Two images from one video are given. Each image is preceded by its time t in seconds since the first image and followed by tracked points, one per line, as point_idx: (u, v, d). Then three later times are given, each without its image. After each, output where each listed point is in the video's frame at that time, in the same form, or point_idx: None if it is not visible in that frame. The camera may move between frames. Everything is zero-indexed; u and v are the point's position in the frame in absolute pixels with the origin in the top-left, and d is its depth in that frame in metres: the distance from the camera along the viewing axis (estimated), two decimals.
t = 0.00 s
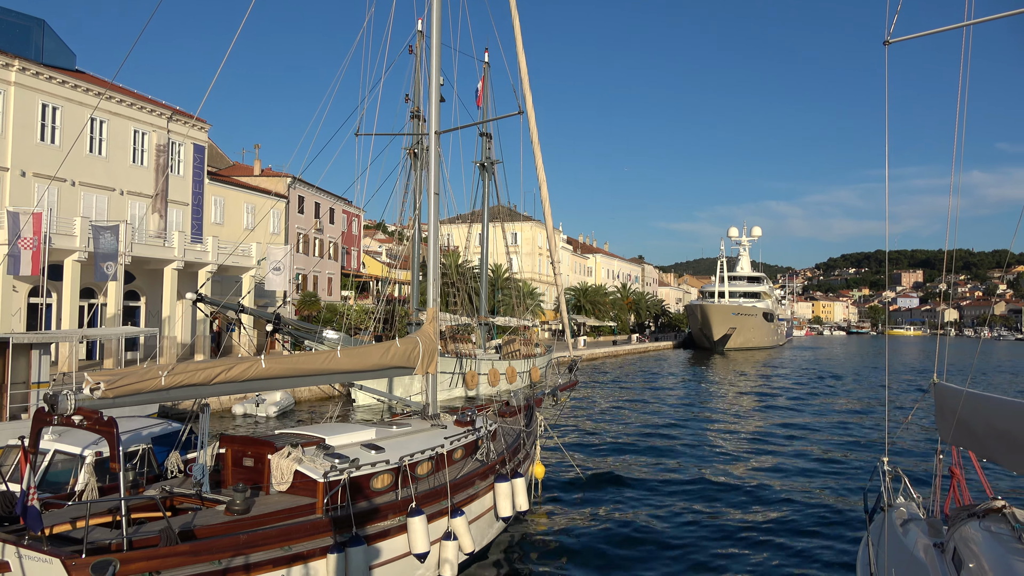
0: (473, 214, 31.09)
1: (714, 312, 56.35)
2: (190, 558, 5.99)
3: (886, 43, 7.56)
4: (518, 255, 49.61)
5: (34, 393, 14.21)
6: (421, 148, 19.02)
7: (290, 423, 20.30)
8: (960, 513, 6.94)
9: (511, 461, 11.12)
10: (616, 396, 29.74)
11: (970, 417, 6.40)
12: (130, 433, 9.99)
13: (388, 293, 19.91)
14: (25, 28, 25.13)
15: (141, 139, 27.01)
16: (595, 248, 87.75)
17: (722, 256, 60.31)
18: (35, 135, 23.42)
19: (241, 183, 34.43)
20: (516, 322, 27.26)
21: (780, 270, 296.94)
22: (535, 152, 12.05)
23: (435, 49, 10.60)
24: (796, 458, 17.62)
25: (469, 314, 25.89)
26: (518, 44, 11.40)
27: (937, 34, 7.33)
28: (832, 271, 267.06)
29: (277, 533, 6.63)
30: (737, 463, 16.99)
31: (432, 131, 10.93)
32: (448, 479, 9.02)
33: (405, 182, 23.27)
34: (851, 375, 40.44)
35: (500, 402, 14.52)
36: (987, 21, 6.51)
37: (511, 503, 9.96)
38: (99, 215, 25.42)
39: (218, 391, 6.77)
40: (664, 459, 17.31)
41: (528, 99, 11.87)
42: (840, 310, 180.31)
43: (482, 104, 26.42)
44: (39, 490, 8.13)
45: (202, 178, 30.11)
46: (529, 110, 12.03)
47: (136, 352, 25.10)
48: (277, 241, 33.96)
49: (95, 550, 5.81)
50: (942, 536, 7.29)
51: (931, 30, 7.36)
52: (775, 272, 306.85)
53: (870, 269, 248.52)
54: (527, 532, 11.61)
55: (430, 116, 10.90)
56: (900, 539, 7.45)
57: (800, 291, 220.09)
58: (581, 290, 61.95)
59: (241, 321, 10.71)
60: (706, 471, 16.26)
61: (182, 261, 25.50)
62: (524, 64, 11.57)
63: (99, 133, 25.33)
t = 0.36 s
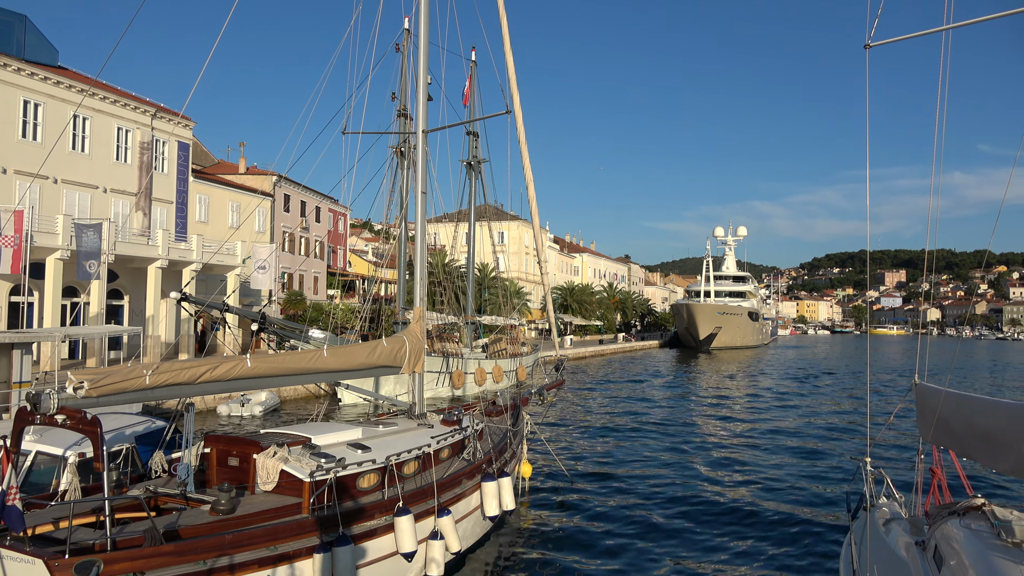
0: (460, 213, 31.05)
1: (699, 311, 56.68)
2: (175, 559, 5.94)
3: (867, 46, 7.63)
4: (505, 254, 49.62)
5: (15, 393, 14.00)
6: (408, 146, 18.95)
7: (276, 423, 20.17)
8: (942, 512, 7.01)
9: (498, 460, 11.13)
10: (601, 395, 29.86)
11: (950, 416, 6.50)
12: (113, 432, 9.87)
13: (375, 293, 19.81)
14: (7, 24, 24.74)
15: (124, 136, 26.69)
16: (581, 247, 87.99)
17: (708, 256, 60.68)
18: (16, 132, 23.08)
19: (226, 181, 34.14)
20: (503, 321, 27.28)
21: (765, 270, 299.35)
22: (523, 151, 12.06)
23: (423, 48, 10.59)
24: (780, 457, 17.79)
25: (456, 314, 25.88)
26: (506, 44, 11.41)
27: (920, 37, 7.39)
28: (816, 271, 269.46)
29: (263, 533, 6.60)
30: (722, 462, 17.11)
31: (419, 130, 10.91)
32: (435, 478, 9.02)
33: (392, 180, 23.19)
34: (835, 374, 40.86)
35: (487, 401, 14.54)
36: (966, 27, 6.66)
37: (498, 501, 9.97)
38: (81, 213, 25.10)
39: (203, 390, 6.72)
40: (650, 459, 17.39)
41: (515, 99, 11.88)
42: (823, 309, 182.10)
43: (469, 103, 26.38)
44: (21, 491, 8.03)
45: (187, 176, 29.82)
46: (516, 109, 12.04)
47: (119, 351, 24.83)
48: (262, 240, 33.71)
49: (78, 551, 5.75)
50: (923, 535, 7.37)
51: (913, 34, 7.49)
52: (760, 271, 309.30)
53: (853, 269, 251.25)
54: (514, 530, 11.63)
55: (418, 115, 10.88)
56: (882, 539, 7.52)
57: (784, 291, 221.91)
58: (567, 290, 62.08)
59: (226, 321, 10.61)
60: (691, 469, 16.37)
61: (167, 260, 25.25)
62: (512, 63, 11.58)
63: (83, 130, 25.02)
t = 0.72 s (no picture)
0: (446, 212, 30.94)
1: (684, 311, 56.95)
2: (157, 560, 5.89)
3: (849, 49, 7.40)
4: (491, 253, 49.54)
5: None
6: (395, 145, 18.88)
7: (260, 422, 20.02)
8: (922, 509, 7.12)
9: (482, 460, 11.13)
10: (587, 394, 29.94)
11: (930, 415, 6.59)
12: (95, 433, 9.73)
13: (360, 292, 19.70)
14: None
15: (107, 133, 26.30)
16: (567, 247, 88.20)
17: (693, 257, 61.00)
18: None
19: (210, 178, 33.81)
20: (488, 321, 27.27)
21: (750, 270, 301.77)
22: (508, 150, 12.05)
23: (407, 46, 10.54)
24: (763, 456, 17.93)
25: (442, 313, 25.83)
26: (491, 43, 11.39)
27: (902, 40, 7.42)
28: (800, 272, 271.97)
29: (247, 533, 6.55)
30: (706, 462, 17.23)
31: (404, 128, 10.86)
32: (420, 477, 9.00)
33: (377, 179, 23.09)
34: (818, 374, 41.21)
35: (472, 401, 14.53)
36: (948, 28, 6.52)
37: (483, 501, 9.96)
38: (63, 210, 24.76)
39: (185, 390, 6.65)
40: (634, 458, 17.47)
41: (501, 98, 11.86)
42: (806, 309, 183.90)
43: (455, 101, 26.30)
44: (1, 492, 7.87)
45: (170, 173, 29.48)
46: (502, 108, 12.04)
47: (101, 350, 24.53)
48: (247, 238, 33.44)
49: (59, 553, 5.68)
50: (904, 533, 7.48)
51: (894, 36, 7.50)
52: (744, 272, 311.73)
53: (835, 270, 253.89)
54: (499, 530, 11.64)
55: (402, 113, 10.83)
56: (864, 537, 7.63)
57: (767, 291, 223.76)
58: (553, 289, 62.15)
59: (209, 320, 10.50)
60: (675, 469, 16.46)
61: (150, 258, 24.96)
62: (498, 63, 11.57)
63: (64, 126, 24.66)
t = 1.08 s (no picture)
0: (431, 211, 30.83)
1: (669, 311, 57.22)
2: (138, 562, 5.82)
3: (833, 49, 7.61)
4: (476, 253, 49.51)
5: None
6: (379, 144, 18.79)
7: (243, 423, 19.84)
8: (904, 505, 7.22)
9: (467, 459, 11.12)
10: (572, 394, 30.00)
11: (913, 413, 6.67)
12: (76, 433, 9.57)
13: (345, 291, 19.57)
14: None
15: (88, 130, 25.92)
16: (553, 246, 88.38)
17: (678, 257, 61.32)
18: None
19: (193, 177, 33.45)
20: (474, 320, 27.24)
21: (734, 270, 304.23)
22: (493, 149, 12.05)
23: (392, 44, 10.52)
24: (746, 455, 18.10)
25: (427, 312, 25.76)
26: (476, 42, 11.39)
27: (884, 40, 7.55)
28: (783, 272, 274.59)
29: (229, 534, 6.50)
30: (689, 460, 17.34)
31: (388, 127, 10.83)
32: (404, 477, 8.98)
33: (361, 178, 22.99)
34: (801, 374, 41.59)
35: (456, 401, 14.51)
36: (930, 29, 6.71)
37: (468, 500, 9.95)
38: (43, 209, 24.40)
39: (166, 390, 6.58)
40: (618, 457, 17.54)
41: (485, 97, 11.87)
42: (789, 309, 185.59)
43: (440, 100, 26.24)
44: None
45: (152, 171, 29.14)
46: (486, 107, 12.04)
47: (81, 351, 24.21)
48: (230, 237, 33.14)
49: (37, 556, 5.59)
50: (887, 528, 7.59)
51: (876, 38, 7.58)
52: (728, 272, 314.16)
53: (818, 270, 256.67)
54: (484, 529, 11.66)
55: (387, 112, 10.80)
56: (847, 534, 7.74)
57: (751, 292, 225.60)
58: (539, 289, 62.23)
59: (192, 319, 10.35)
60: (659, 467, 16.55)
61: (131, 257, 24.66)
62: (482, 62, 11.57)
63: (44, 123, 24.30)
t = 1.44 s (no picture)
0: (415, 211, 30.71)
1: (652, 311, 57.52)
2: (118, 564, 5.75)
3: (817, 51, 7.73)
4: (460, 253, 49.43)
5: None
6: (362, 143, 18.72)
7: (224, 423, 19.66)
8: (886, 504, 7.33)
9: (450, 459, 11.10)
10: (555, 393, 30.09)
11: (896, 413, 6.76)
12: (54, 434, 9.44)
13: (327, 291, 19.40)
14: None
15: (67, 127, 25.51)
16: (536, 246, 88.53)
17: (661, 257, 61.68)
18: None
19: (173, 175, 33.07)
20: (457, 320, 27.22)
21: (716, 270, 307.14)
22: (477, 149, 12.03)
23: (376, 43, 10.47)
24: (728, 453, 18.28)
25: (410, 312, 25.69)
26: (460, 42, 11.38)
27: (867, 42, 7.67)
28: (764, 272, 277.36)
29: (210, 536, 6.44)
30: (672, 459, 17.47)
31: (372, 126, 10.79)
32: (387, 477, 8.95)
33: (345, 177, 22.86)
34: (782, 373, 42.00)
35: (439, 400, 14.49)
36: (913, 32, 6.87)
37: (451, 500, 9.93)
38: (20, 206, 24.00)
39: (146, 390, 6.50)
40: (602, 456, 17.63)
41: (469, 97, 11.86)
42: (770, 309, 187.40)
43: (424, 99, 26.16)
44: None
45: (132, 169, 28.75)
46: (470, 107, 12.04)
47: (58, 351, 23.85)
48: (210, 236, 32.80)
49: (15, 559, 5.51)
50: (868, 526, 7.70)
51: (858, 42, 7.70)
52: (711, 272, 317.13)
53: (798, 270, 259.52)
54: (468, 528, 11.66)
55: (370, 111, 10.76)
56: (829, 531, 7.86)
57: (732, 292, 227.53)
58: (522, 289, 62.29)
59: (172, 318, 10.22)
60: (643, 466, 16.67)
61: (111, 256, 24.32)
62: (466, 61, 11.56)
63: (21, 120, 23.87)
